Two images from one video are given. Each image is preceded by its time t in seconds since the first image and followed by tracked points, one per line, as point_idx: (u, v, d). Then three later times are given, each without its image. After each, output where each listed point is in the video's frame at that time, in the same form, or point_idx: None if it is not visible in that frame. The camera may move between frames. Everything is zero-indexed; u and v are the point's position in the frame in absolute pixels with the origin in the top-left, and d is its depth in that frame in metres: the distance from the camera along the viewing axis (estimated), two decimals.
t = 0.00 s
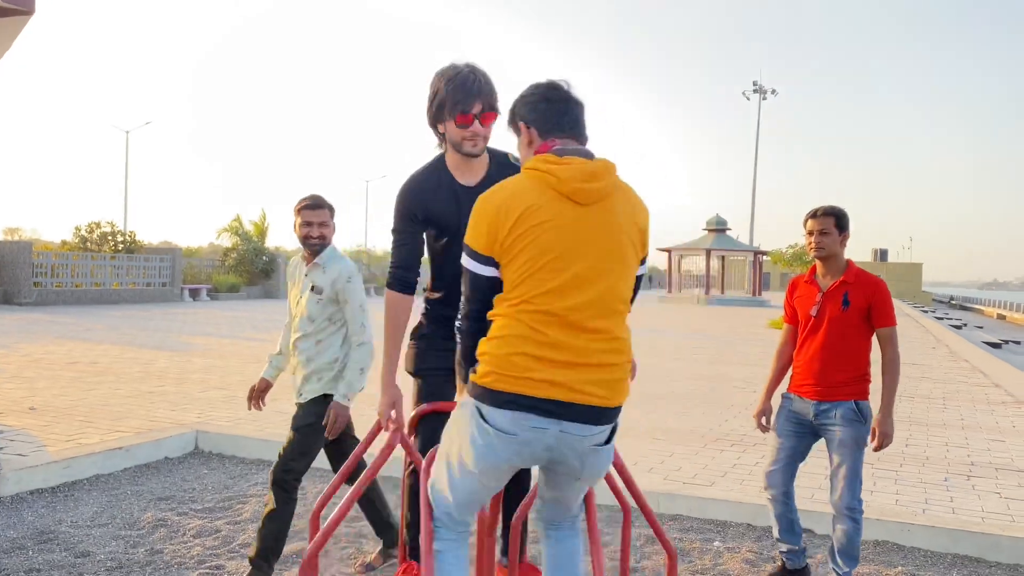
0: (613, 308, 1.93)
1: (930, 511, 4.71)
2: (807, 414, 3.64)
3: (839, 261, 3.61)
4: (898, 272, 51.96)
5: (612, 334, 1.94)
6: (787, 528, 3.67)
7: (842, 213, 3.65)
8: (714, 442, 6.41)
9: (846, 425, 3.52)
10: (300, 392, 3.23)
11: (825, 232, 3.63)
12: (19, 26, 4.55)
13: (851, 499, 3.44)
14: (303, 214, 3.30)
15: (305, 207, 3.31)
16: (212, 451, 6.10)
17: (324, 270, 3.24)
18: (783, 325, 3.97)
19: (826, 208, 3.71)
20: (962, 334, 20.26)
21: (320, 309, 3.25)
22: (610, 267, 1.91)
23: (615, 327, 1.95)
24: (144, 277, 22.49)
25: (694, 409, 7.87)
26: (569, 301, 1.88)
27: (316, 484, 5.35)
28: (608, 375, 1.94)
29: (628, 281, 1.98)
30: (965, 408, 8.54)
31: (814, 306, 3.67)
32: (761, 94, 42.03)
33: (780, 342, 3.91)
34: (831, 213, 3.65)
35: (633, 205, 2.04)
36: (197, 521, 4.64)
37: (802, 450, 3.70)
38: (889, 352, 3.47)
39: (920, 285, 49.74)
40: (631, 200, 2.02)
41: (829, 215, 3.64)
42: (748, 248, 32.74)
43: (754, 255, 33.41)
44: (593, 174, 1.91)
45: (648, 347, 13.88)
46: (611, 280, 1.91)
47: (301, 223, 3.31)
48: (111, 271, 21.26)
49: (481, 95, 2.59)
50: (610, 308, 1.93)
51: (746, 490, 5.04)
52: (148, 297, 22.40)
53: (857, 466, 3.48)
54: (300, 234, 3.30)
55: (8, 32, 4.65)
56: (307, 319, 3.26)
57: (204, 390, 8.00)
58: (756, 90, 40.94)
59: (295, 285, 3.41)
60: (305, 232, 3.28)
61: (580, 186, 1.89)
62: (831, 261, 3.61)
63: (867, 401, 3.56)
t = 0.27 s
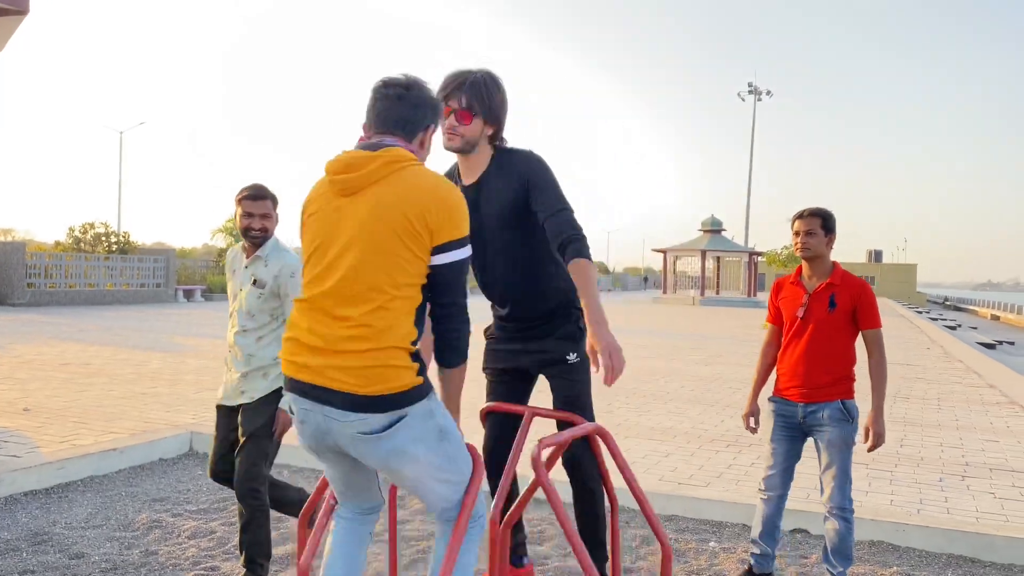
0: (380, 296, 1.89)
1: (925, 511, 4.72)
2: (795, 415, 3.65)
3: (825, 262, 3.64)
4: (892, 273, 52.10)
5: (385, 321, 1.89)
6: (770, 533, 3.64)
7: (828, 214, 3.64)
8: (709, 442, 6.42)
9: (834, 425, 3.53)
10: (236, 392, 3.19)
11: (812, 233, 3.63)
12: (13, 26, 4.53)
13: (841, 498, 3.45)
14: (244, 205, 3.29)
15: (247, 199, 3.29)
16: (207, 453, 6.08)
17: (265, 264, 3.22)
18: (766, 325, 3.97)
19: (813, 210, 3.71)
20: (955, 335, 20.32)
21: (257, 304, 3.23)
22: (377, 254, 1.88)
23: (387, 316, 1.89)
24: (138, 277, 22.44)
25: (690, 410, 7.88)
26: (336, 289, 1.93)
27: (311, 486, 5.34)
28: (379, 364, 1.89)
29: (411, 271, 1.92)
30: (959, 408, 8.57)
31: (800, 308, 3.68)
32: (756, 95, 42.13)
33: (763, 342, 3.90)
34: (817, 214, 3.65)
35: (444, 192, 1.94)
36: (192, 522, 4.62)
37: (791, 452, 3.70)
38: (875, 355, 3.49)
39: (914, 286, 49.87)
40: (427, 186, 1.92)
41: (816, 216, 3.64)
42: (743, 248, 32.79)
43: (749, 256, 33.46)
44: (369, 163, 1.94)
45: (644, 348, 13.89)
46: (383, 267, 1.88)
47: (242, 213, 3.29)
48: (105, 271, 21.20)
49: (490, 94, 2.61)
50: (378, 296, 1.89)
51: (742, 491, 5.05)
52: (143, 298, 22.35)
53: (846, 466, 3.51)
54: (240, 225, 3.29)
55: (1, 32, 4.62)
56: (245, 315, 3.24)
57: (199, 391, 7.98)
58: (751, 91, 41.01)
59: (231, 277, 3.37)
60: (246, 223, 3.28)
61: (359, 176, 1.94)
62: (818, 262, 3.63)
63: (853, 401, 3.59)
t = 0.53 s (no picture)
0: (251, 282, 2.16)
1: (918, 512, 4.73)
2: (775, 415, 3.68)
3: (801, 263, 3.64)
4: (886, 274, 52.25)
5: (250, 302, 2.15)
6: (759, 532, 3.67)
7: (804, 215, 3.63)
8: (704, 443, 6.43)
9: (813, 424, 3.58)
10: (195, 393, 3.10)
11: (787, 233, 3.63)
12: (5, 26, 4.51)
13: (828, 496, 3.49)
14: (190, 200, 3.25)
15: (192, 193, 3.26)
16: (201, 454, 6.07)
17: (219, 261, 3.25)
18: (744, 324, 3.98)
19: (789, 210, 3.69)
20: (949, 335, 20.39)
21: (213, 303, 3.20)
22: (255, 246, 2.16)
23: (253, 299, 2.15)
24: (132, 278, 22.37)
25: (684, 411, 7.89)
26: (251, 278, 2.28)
27: (306, 487, 5.33)
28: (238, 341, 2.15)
29: (273, 262, 2.13)
30: (952, 409, 8.60)
31: (778, 307, 3.68)
32: (750, 97, 42.25)
33: (741, 342, 3.92)
34: (794, 215, 3.63)
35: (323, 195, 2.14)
36: (186, 524, 4.61)
37: (776, 452, 3.72)
38: (848, 354, 3.51)
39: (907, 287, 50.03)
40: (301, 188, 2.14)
41: (792, 217, 3.63)
42: (737, 249, 32.86)
43: (743, 257, 33.54)
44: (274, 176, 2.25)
45: (639, 349, 13.91)
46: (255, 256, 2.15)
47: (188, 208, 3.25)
48: (98, 272, 21.13)
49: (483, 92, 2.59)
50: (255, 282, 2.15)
51: (736, 492, 5.06)
52: (137, 299, 22.29)
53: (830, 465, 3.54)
54: (189, 219, 3.23)
55: None
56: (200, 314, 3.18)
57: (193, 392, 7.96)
58: (745, 93, 41.09)
59: (168, 276, 3.26)
60: (196, 217, 3.23)
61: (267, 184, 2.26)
62: (794, 262, 3.63)
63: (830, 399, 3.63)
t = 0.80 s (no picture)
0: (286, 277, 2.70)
1: (911, 511, 4.75)
2: (764, 414, 3.68)
3: (790, 261, 3.65)
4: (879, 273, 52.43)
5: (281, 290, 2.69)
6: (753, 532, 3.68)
7: (792, 213, 3.64)
8: (697, 442, 6.44)
9: (803, 423, 3.59)
10: (154, 387, 2.92)
11: (776, 231, 3.64)
12: None
13: (819, 496, 3.50)
14: (146, 190, 2.94)
15: (146, 182, 2.94)
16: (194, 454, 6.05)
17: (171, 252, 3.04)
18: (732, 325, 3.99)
19: (777, 208, 3.70)
20: (941, 335, 20.48)
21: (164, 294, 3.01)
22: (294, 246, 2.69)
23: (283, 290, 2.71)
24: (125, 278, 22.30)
25: (677, 410, 7.90)
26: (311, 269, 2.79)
27: (299, 486, 5.32)
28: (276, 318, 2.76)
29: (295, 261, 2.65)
30: (944, 408, 8.63)
31: (767, 305, 3.69)
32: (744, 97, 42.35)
33: (730, 342, 3.93)
34: (782, 213, 3.65)
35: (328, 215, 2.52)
36: (179, 524, 4.60)
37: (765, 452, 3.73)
38: (836, 351, 3.51)
39: (899, 286, 50.22)
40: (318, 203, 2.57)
41: (780, 216, 3.64)
42: (731, 249, 32.97)
43: (736, 256, 33.60)
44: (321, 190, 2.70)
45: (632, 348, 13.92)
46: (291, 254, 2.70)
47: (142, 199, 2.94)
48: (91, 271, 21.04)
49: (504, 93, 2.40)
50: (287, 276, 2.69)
51: (730, 491, 5.07)
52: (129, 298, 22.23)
53: (820, 464, 3.55)
54: (140, 210, 2.93)
55: None
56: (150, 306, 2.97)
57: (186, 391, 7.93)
58: (739, 93, 41.17)
59: (105, 264, 2.97)
60: (150, 209, 2.94)
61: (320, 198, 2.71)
62: (782, 261, 3.64)
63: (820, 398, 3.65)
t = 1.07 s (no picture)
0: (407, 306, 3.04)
1: (902, 507, 4.78)
2: (755, 412, 3.69)
3: (783, 258, 3.66)
4: (871, 270, 52.61)
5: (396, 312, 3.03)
6: (744, 529, 3.71)
7: (786, 212, 3.65)
8: (690, 439, 6.46)
9: (795, 421, 3.60)
10: (136, 389, 2.90)
11: (769, 228, 3.64)
12: None
13: (809, 492, 3.52)
14: (119, 194, 2.88)
15: (119, 186, 2.88)
16: (186, 450, 6.04)
17: (146, 253, 2.98)
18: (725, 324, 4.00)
19: (771, 207, 3.71)
20: (932, 332, 20.58)
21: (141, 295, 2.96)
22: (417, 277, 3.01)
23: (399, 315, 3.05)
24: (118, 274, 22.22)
25: (670, 406, 7.92)
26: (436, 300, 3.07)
27: (292, 483, 5.32)
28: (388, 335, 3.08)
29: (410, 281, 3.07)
30: (935, 404, 8.68)
31: (759, 302, 3.71)
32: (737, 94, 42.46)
33: (725, 341, 3.94)
34: (776, 212, 3.65)
35: (412, 242, 2.58)
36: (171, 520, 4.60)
37: (755, 449, 3.76)
38: (829, 348, 3.52)
39: (891, 283, 50.41)
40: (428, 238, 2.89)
41: (774, 214, 3.64)
42: (724, 246, 33.03)
43: (730, 254, 33.67)
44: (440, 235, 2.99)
45: (625, 344, 13.95)
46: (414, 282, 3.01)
47: (114, 204, 2.87)
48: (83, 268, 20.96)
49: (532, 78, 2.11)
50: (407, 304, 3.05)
51: (722, 487, 5.09)
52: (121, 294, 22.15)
53: (810, 461, 3.57)
54: (112, 214, 2.88)
55: None
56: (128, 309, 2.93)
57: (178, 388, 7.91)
58: (732, 90, 41.24)
59: (77, 267, 2.89)
60: (121, 213, 2.88)
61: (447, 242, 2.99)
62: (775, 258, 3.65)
63: (811, 396, 3.65)
